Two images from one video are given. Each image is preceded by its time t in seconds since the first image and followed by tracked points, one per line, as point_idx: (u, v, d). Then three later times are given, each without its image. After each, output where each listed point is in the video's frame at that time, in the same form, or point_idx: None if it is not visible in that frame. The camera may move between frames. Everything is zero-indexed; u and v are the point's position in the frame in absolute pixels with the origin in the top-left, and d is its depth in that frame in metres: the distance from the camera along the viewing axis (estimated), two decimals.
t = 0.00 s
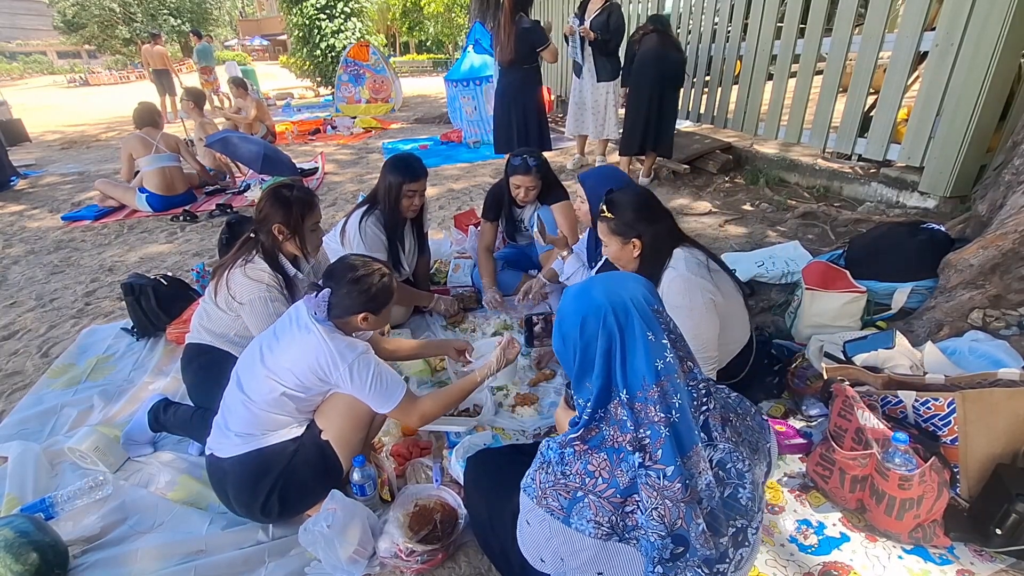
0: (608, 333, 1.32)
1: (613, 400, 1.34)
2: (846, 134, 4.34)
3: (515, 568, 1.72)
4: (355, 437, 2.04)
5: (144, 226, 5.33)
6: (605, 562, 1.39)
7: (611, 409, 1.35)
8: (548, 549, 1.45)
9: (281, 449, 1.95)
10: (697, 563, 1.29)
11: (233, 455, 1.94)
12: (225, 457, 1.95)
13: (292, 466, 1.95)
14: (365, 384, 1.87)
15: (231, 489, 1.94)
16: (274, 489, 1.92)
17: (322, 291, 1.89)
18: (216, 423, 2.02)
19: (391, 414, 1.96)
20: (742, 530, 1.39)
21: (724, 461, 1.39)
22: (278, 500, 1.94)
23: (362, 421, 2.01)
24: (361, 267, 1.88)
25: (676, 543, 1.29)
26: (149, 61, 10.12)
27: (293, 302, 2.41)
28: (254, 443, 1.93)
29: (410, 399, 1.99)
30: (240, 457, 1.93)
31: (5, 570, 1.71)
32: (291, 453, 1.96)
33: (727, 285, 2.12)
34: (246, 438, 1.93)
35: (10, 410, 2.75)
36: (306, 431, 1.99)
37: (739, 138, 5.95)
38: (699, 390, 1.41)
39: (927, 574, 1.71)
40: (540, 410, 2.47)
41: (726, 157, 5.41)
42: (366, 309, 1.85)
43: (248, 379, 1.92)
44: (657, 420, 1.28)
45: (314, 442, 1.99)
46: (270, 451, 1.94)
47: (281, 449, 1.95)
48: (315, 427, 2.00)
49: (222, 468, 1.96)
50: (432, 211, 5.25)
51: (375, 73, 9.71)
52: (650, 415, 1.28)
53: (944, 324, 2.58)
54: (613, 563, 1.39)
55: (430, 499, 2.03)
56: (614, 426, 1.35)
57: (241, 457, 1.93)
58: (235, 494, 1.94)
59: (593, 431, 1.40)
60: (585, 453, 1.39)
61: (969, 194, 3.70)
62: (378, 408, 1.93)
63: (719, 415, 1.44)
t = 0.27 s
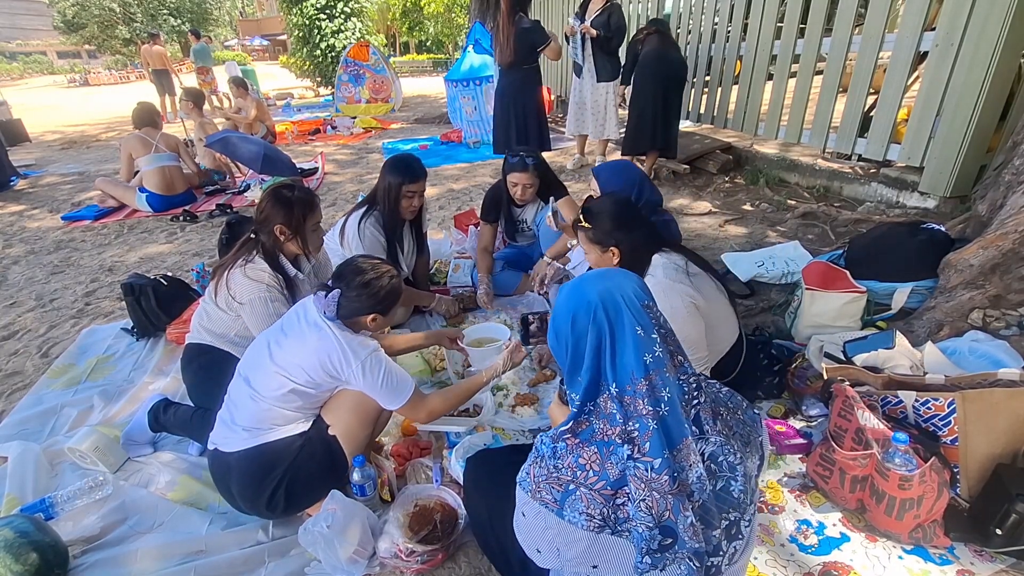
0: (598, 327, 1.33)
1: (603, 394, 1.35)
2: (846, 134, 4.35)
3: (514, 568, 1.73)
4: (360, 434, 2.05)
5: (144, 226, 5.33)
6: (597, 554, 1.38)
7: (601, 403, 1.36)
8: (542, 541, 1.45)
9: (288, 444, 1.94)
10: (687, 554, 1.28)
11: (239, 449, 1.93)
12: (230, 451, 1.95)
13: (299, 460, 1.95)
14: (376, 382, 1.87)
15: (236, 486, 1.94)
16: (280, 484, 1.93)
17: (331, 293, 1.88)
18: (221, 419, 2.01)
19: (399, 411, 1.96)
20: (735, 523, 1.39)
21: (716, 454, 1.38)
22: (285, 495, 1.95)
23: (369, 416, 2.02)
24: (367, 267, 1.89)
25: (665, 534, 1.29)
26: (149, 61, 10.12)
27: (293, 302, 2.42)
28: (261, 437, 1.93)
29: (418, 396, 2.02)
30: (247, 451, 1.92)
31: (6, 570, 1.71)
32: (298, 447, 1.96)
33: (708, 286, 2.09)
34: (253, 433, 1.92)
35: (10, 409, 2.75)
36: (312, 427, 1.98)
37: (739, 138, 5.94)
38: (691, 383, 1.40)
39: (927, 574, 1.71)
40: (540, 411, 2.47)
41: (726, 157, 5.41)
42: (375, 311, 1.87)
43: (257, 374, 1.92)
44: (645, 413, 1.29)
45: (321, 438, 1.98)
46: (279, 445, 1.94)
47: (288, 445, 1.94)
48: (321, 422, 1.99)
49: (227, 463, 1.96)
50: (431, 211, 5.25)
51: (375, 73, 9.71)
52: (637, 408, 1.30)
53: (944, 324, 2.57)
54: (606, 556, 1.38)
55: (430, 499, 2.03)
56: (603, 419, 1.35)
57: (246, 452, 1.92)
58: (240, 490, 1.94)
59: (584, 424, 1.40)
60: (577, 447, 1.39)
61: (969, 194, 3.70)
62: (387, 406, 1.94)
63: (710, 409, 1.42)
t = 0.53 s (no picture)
0: (593, 314, 1.38)
1: (597, 379, 1.38)
2: (846, 134, 4.35)
3: (514, 568, 1.73)
4: (368, 431, 2.08)
5: (145, 226, 5.34)
6: (592, 540, 1.37)
7: (594, 388, 1.38)
8: (538, 526, 1.44)
9: (297, 438, 1.93)
10: (680, 536, 1.28)
11: (246, 441, 1.91)
12: (236, 444, 1.93)
13: (308, 454, 1.96)
14: (387, 377, 1.89)
15: (240, 479, 1.94)
16: (287, 478, 1.93)
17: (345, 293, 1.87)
18: (226, 411, 2.00)
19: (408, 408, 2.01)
20: (727, 510, 1.38)
21: (708, 441, 1.38)
22: (291, 489, 1.95)
23: (375, 415, 2.05)
24: (370, 266, 1.89)
25: (659, 516, 1.29)
26: (149, 61, 10.12)
27: (293, 303, 2.42)
28: (267, 430, 1.91)
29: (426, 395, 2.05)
30: (253, 443, 1.91)
31: (5, 571, 1.71)
32: (306, 442, 1.95)
33: (693, 285, 2.08)
34: (260, 427, 1.91)
35: (10, 409, 2.76)
36: (320, 422, 1.98)
37: (739, 138, 5.94)
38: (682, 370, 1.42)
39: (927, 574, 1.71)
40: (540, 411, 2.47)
41: (726, 157, 5.40)
42: (387, 308, 1.89)
43: (266, 367, 1.91)
44: (638, 396, 1.31)
45: (329, 433, 1.99)
46: (286, 439, 1.92)
47: (297, 438, 1.93)
48: (329, 417, 1.99)
49: (232, 456, 1.94)
50: (431, 211, 5.25)
51: (375, 73, 9.71)
52: (631, 391, 1.32)
53: (944, 324, 2.57)
54: (602, 542, 1.36)
55: (430, 499, 2.03)
56: (597, 404, 1.37)
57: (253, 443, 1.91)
58: (245, 485, 1.94)
59: (579, 410, 1.41)
60: (571, 432, 1.40)
61: (969, 194, 3.70)
62: (396, 401, 1.96)
63: (701, 396, 1.44)
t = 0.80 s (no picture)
0: (593, 301, 1.36)
1: (594, 360, 1.37)
2: (846, 134, 4.35)
3: (515, 568, 1.72)
4: (374, 429, 2.11)
5: (144, 225, 5.33)
6: (588, 516, 1.39)
7: (592, 369, 1.37)
8: (537, 502, 1.48)
9: (302, 434, 1.94)
10: (675, 513, 1.28)
11: (251, 436, 1.91)
12: (241, 438, 1.93)
13: (314, 450, 1.96)
14: (394, 376, 1.91)
15: (244, 474, 1.93)
16: (292, 471, 1.92)
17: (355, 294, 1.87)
18: (231, 407, 2.00)
19: (413, 407, 2.01)
20: (720, 495, 1.37)
21: (700, 425, 1.38)
22: (296, 483, 1.95)
23: (380, 413, 2.08)
24: (373, 265, 1.90)
25: (654, 492, 1.29)
26: (149, 61, 10.12)
27: (293, 302, 2.42)
28: (273, 425, 1.91)
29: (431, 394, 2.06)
30: (258, 438, 1.91)
31: (6, 570, 1.71)
32: (311, 439, 1.95)
33: (684, 287, 2.06)
34: (265, 423, 1.91)
35: (10, 409, 2.76)
36: (326, 419, 1.99)
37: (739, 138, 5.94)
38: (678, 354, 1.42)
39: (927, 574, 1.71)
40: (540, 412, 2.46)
41: (727, 157, 5.40)
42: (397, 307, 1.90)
43: (273, 362, 1.92)
44: (635, 374, 1.30)
45: (333, 431, 2.01)
46: (291, 434, 1.92)
47: (303, 434, 1.94)
48: (335, 415, 2.01)
49: (236, 450, 1.94)
50: (431, 211, 5.25)
51: (375, 73, 9.71)
52: (629, 369, 1.31)
53: (944, 324, 2.57)
54: (596, 520, 1.39)
55: (430, 499, 2.03)
56: (594, 384, 1.36)
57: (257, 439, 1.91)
58: (247, 479, 1.93)
59: (576, 392, 1.41)
60: (568, 412, 1.40)
61: (969, 194, 3.70)
62: (401, 400, 1.98)
63: (695, 381, 1.44)
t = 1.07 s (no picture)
0: (590, 292, 1.39)
1: (589, 347, 1.40)
2: (846, 134, 4.35)
3: (515, 568, 1.71)
4: (377, 430, 2.12)
5: (144, 225, 5.33)
6: (583, 501, 1.37)
7: (586, 356, 1.40)
8: (533, 488, 1.47)
9: (306, 433, 1.94)
10: (667, 495, 1.28)
11: (254, 435, 1.92)
12: (245, 437, 1.93)
13: (316, 450, 1.96)
14: (398, 377, 1.91)
15: (245, 474, 1.94)
16: (295, 471, 1.92)
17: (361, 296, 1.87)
18: (234, 406, 2.00)
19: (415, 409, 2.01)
20: (713, 481, 1.36)
21: (692, 411, 1.40)
22: (298, 483, 1.94)
23: (383, 415, 2.09)
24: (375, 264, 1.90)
25: (647, 472, 1.29)
26: (149, 61, 10.12)
27: (293, 303, 2.42)
28: (275, 424, 1.91)
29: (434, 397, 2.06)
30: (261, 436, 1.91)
31: (5, 571, 1.71)
32: (314, 438, 1.95)
33: (686, 288, 2.07)
34: (269, 422, 1.91)
35: (10, 409, 2.75)
36: (329, 419, 1.99)
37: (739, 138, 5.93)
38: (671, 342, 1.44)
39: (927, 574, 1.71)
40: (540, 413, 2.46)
41: (726, 157, 5.40)
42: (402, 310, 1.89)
43: (277, 361, 1.92)
44: (628, 357, 1.33)
45: (336, 431, 2.00)
46: (293, 434, 1.92)
47: (306, 433, 1.94)
48: (337, 416, 2.01)
49: (239, 448, 1.94)
50: (431, 211, 5.25)
51: (375, 73, 9.71)
52: (622, 353, 1.34)
53: (944, 324, 2.58)
54: (591, 504, 1.37)
55: (430, 499, 2.03)
56: (588, 369, 1.39)
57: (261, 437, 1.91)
58: (248, 478, 1.94)
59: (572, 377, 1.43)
60: (564, 397, 1.41)
61: (969, 194, 3.70)
62: (405, 402, 1.97)
63: (688, 369, 1.47)
